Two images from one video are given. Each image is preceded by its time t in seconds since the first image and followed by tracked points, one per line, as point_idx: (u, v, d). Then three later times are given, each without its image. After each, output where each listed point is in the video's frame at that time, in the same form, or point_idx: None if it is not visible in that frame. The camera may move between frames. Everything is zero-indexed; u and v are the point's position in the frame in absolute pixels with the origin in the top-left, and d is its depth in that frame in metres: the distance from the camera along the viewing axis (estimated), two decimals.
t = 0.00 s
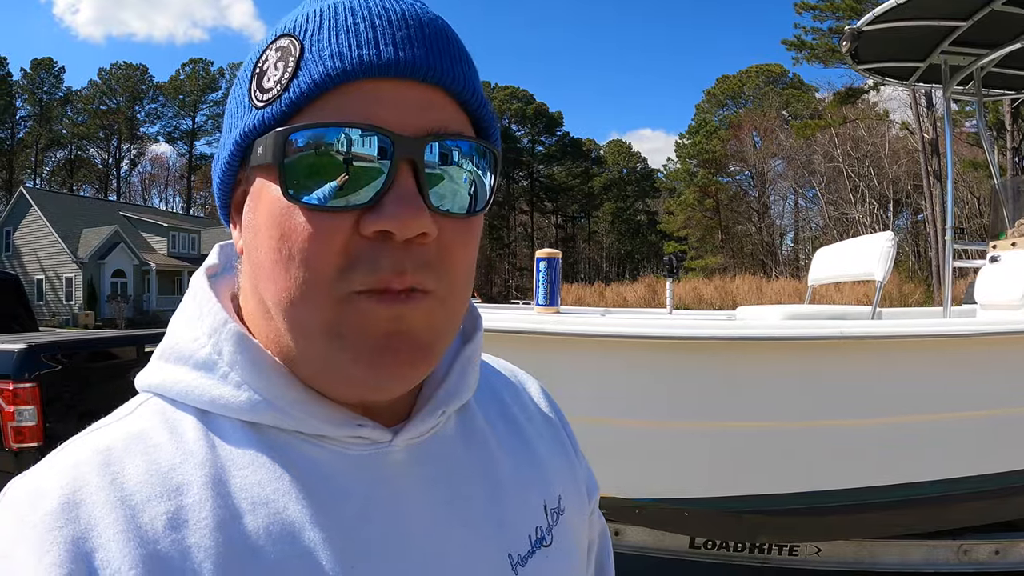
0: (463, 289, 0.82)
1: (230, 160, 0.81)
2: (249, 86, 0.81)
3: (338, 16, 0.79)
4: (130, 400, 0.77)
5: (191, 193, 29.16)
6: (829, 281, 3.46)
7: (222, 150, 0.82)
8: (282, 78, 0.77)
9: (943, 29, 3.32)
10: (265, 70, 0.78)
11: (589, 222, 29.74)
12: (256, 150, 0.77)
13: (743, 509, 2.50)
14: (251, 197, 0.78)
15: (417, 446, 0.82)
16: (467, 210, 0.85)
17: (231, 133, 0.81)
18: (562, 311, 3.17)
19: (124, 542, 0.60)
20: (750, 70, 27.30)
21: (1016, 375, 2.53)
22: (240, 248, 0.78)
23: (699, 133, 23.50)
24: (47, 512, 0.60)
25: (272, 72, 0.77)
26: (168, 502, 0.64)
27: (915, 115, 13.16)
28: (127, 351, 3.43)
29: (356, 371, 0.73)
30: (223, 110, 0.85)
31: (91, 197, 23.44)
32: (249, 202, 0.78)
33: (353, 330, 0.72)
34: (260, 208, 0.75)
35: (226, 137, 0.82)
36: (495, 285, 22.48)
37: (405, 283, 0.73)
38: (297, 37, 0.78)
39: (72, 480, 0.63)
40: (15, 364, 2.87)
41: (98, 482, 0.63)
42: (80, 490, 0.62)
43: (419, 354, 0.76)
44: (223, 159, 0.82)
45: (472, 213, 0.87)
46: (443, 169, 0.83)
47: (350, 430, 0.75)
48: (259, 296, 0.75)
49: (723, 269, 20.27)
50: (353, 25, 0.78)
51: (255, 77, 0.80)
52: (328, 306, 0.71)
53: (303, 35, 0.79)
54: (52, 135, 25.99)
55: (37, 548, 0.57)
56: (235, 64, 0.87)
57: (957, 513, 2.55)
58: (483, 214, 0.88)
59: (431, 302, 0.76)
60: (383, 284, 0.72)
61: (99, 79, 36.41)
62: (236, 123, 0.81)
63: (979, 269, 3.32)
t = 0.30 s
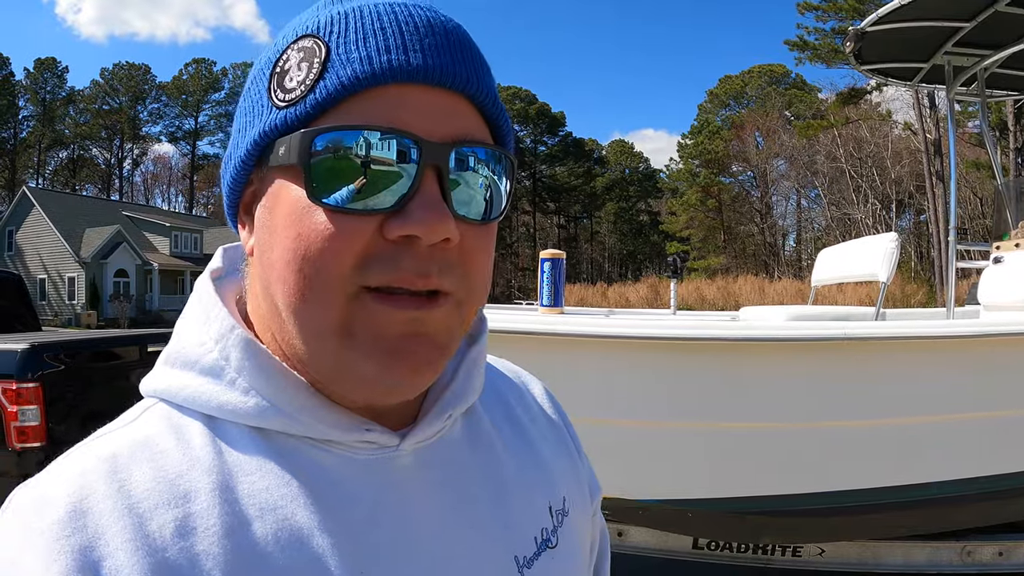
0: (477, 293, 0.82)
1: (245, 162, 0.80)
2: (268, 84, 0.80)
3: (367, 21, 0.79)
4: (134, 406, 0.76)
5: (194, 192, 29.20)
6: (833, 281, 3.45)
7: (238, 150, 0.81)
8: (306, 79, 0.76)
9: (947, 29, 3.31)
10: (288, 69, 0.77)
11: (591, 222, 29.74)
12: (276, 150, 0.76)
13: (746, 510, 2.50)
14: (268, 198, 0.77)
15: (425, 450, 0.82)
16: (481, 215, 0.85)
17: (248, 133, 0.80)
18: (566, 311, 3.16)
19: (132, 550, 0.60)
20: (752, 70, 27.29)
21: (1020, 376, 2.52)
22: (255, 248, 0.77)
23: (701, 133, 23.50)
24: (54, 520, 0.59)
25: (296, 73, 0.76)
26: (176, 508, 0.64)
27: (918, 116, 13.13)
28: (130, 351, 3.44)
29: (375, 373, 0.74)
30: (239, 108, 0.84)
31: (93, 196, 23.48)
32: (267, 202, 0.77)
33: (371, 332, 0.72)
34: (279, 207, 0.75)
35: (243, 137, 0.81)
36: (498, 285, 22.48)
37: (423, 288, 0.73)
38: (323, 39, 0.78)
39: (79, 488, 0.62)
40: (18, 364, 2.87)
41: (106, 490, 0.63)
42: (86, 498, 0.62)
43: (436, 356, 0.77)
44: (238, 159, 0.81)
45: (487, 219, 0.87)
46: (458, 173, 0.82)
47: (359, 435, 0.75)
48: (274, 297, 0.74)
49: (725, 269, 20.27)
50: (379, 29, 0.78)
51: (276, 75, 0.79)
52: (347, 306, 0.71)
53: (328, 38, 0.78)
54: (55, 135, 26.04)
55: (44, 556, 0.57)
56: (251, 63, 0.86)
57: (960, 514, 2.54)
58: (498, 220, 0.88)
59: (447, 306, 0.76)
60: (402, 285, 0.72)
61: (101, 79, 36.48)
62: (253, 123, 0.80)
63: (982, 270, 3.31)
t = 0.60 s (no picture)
0: (468, 281, 0.82)
1: (234, 152, 0.79)
2: (257, 75, 0.79)
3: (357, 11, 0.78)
4: (125, 400, 0.76)
5: (196, 191, 29.22)
6: (835, 281, 3.43)
7: (227, 139, 0.80)
8: (296, 68, 0.75)
9: (948, 28, 3.29)
10: (277, 59, 0.76)
11: (593, 221, 29.71)
12: (267, 141, 0.75)
13: (747, 509, 2.49)
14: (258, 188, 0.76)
15: (417, 443, 0.81)
16: (470, 204, 0.85)
17: (236, 124, 0.79)
18: (568, 310, 3.16)
19: (122, 546, 0.59)
20: (754, 70, 27.26)
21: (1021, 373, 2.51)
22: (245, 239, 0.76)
23: (703, 133, 23.50)
24: (44, 517, 0.59)
25: (286, 62, 0.75)
26: (166, 503, 0.63)
27: (920, 115, 13.11)
28: (132, 349, 3.43)
29: (368, 362, 0.73)
30: (226, 99, 0.83)
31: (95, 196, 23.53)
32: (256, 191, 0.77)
33: (364, 323, 0.72)
34: (268, 198, 0.74)
35: (231, 127, 0.80)
36: (500, 285, 22.49)
37: (418, 277, 0.73)
38: (312, 28, 0.76)
39: (69, 484, 0.62)
40: (21, 362, 2.87)
41: (96, 486, 0.62)
42: (77, 494, 0.61)
43: (429, 346, 0.76)
44: (226, 151, 0.81)
45: (476, 208, 0.86)
46: (448, 160, 0.82)
47: (349, 427, 0.74)
48: (264, 287, 0.74)
49: (728, 269, 20.27)
50: (370, 18, 0.77)
51: (264, 66, 0.78)
52: (339, 296, 0.70)
53: (318, 27, 0.77)
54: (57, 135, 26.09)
55: (33, 555, 0.56)
56: (237, 55, 0.84)
57: (962, 513, 2.53)
58: (488, 209, 0.87)
59: (439, 293, 0.76)
60: (395, 275, 0.72)
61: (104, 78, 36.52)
62: (240, 114, 0.79)
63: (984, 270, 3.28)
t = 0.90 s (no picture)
0: (471, 279, 0.81)
1: (235, 154, 0.78)
2: (258, 78, 0.78)
3: (357, 10, 0.77)
4: (125, 401, 0.75)
5: (197, 191, 29.23)
6: (837, 280, 3.42)
7: (228, 143, 0.79)
8: (299, 71, 0.75)
9: (950, 27, 3.28)
10: (279, 62, 0.76)
11: (594, 221, 29.71)
12: (270, 143, 0.75)
13: (748, 508, 2.48)
14: (261, 188, 0.76)
15: (420, 442, 0.81)
16: (469, 203, 0.85)
17: (236, 127, 0.78)
18: (570, 309, 3.15)
19: (124, 547, 0.59)
20: (755, 70, 27.22)
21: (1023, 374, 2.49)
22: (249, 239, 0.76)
23: (704, 133, 23.47)
24: (47, 516, 0.58)
25: (288, 65, 0.75)
26: (167, 504, 0.63)
27: (921, 116, 13.09)
28: (133, 349, 3.44)
29: (376, 361, 0.72)
30: (227, 101, 0.82)
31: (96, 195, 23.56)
32: (258, 193, 0.76)
33: (371, 321, 0.71)
34: (273, 199, 0.73)
35: (232, 129, 0.79)
36: (501, 285, 22.50)
37: (421, 275, 0.73)
38: (314, 31, 0.76)
39: (70, 485, 0.61)
40: (22, 362, 2.87)
41: (96, 486, 0.62)
42: (79, 495, 0.61)
43: (431, 345, 0.76)
44: (227, 154, 0.80)
45: (475, 207, 0.86)
46: (450, 163, 0.82)
47: (351, 428, 0.74)
48: (268, 288, 0.73)
49: (729, 269, 20.26)
50: (371, 20, 0.76)
51: (265, 67, 0.77)
52: (343, 297, 0.70)
53: (319, 30, 0.76)
54: (58, 134, 26.10)
55: (36, 555, 0.56)
56: (237, 57, 0.83)
57: (963, 513, 2.52)
58: (486, 208, 0.87)
59: (443, 291, 0.75)
60: (401, 274, 0.72)
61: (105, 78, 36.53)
62: (241, 117, 0.78)
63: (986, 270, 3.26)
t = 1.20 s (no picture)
0: (475, 281, 0.81)
1: (238, 156, 0.77)
2: (259, 81, 0.77)
3: (360, 14, 0.77)
4: (128, 401, 0.75)
5: (197, 190, 29.21)
6: (839, 280, 3.41)
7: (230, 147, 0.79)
8: (301, 74, 0.74)
9: (952, 27, 3.27)
10: (281, 66, 0.75)
11: (595, 220, 29.69)
12: (274, 147, 0.74)
13: (750, 509, 2.47)
14: (263, 191, 0.75)
15: (422, 443, 0.80)
16: (472, 205, 0.84)
17: (239, 129, 0.78)
18: (571, 309, 3.14)
19: (124, 547, 0.58)
20: (756, 69, 27.19)
21: None
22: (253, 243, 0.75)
23: (705, 132, 23.45)
24: (48, 516, 0.58)
25: (290, 67, 0.74)
26: (168, 503, 0.63)
27: (922, 114, 13.06)
28: (134, 349, 3.43)
29: (380, 364, 0.72)
30: (229, 103, 0.81)
31: (96, 194, 23.56)
32: (260, 195, 0.76)
33: (375, 324, 0.71)
34: (275, 203, 0.73)
35: (235, 131, 0.78)
36: (501, 284, 22.53)
37: (424, 277, 0.72)
38: (315, 32, 0.75)
39: (71, 484, 0.61)
40: (24, 362, 2.88)
41: (97, 486, 0.61)
42: (79, 493, 0.61)
43: (435, 346, 0.75)
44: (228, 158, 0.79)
45: (478, 208, 0.85)
46: (454, 164, 0.81)
47: (352, 428, 0.73)
48: (271, 290, 0.73)
49: (729, 268, 20.25)
50: (376, 23, 0.76)
51: (268, 71, 0.76)
52: (349, 299, 0.70)
53: (320, 31, 0.75)
54: (59, 134, 26.10)
55: (37, 553, 0.56)
56: (238, 61, 0.83)
57: (965, 513, 2.52)
58: (489, 210, 0.86)
59: (447, 292, 0.76)
60: (404, 275, 0.71)
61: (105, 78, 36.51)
62: (243, 120, 0.78)
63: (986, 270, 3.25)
